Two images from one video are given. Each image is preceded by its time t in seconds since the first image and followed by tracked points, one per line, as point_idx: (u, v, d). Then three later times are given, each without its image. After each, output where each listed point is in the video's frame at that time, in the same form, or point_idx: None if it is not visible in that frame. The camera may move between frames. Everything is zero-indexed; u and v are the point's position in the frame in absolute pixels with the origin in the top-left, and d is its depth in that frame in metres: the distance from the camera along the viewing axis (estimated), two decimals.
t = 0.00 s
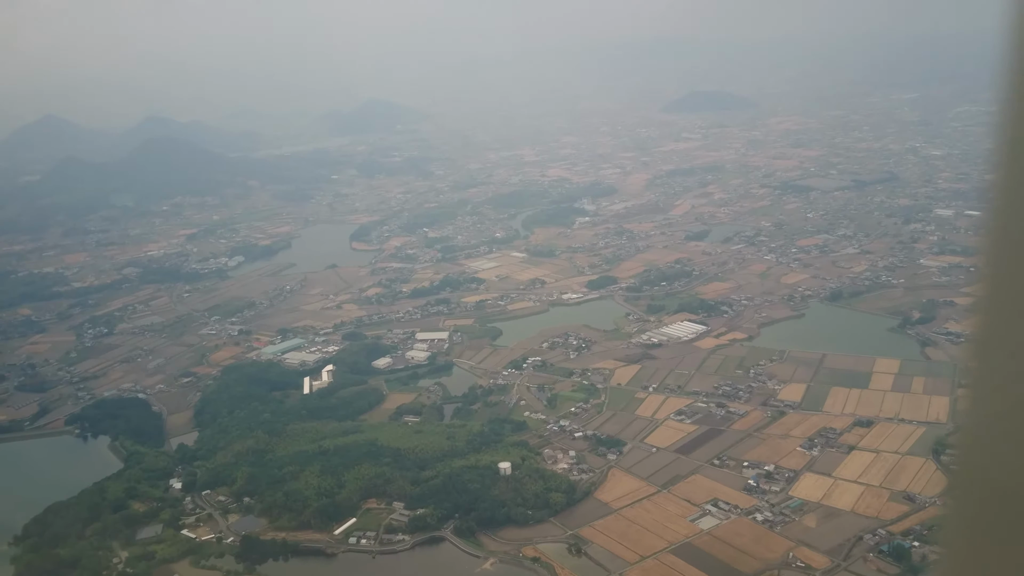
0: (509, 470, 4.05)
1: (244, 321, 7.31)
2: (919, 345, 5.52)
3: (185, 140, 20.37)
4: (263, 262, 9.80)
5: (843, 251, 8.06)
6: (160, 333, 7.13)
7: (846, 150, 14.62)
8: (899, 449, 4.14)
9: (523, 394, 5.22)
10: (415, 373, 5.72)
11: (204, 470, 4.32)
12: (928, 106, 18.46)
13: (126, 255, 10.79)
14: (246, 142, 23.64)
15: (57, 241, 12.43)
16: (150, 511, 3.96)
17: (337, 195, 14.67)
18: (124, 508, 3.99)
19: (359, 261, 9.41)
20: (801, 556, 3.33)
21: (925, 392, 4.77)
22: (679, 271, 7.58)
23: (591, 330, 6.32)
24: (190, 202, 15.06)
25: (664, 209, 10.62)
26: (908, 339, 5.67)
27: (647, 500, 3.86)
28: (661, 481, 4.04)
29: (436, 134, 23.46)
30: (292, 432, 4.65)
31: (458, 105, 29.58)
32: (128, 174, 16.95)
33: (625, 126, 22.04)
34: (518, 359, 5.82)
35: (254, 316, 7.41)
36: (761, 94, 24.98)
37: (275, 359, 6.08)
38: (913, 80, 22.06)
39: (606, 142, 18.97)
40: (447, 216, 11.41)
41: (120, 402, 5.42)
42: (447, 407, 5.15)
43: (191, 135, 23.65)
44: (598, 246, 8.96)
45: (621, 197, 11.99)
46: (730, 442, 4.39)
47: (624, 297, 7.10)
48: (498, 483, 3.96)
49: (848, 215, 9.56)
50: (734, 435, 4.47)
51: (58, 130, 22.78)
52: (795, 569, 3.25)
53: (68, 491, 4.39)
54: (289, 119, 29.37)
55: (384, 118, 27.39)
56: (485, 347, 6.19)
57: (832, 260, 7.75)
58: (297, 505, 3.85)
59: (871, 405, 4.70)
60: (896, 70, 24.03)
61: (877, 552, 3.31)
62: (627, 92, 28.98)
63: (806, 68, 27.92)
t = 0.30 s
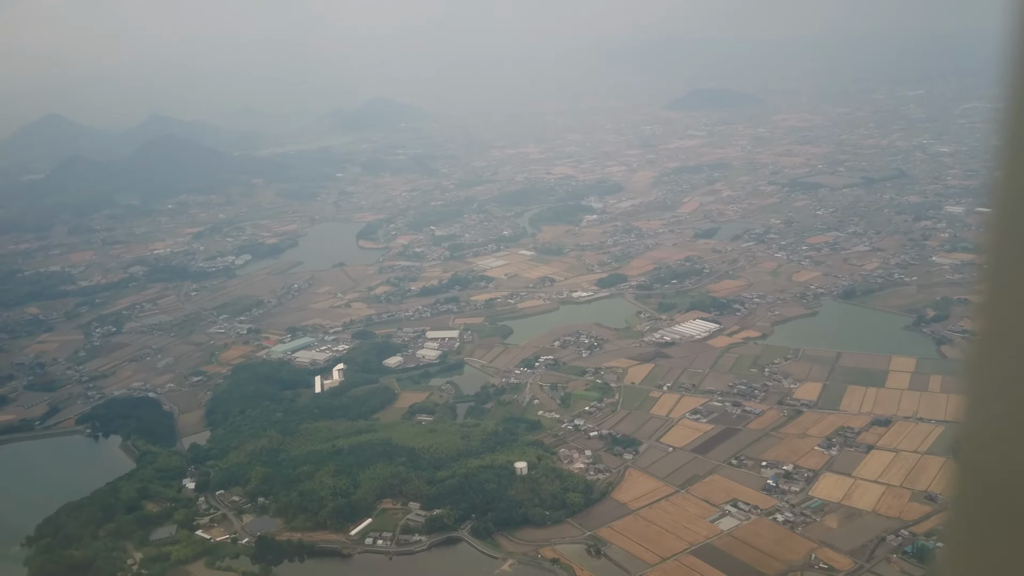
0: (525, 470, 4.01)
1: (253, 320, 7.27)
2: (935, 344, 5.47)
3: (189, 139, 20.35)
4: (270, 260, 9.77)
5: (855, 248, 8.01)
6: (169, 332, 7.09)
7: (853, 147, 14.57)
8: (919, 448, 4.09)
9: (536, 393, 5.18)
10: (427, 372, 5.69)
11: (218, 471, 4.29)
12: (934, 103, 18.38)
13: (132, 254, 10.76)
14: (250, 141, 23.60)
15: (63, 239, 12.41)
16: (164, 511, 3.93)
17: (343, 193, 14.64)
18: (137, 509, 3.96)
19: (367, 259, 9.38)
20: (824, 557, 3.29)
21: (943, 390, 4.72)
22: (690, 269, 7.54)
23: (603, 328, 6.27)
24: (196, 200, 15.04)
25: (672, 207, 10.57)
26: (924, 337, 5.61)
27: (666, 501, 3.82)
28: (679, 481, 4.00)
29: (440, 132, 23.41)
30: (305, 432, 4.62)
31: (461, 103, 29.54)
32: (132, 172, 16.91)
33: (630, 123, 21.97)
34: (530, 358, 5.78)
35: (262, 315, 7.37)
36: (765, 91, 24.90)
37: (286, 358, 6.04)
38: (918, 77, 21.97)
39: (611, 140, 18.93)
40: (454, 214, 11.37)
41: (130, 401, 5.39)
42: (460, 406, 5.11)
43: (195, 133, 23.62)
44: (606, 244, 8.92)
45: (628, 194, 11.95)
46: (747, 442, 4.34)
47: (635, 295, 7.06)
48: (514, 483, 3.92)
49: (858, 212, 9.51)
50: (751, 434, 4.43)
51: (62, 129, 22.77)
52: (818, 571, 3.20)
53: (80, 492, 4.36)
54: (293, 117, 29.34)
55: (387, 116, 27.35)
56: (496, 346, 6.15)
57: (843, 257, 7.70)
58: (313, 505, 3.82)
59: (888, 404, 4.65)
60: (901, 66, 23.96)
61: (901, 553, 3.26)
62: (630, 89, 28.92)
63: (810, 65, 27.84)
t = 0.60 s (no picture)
0: (539, 473, 3.97)
1: (259, 320, 7.24)
2: (947, 344, 5.43)
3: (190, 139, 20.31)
4: (274, 260, 9.74)
5: (862, 248, 7.98)
6: (174, 333, 7.05)
7: (856, 146, 14.54)
8: (936, 450, 4.05)
9: (546, 394, 5.14)
10: (435, 373, 5.65)
11: (228, 473, 4.25)
12: (936, 102, 18.37)
13: (135, 254, 10.72)
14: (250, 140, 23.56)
15: (65, 239, 12.38)
16: (174, 514, 3.88)
17: (345, 193, 14.61)
18: (147, 512, 3.92)
19: (371, 259, 9.35)
20: (844, 561, 3.25)
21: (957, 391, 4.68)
22: (697, 269, 7.51)
23: (612, 328, 6.24)
24: (198, 200, 15.00)
25: (677, 207, 10.55)
26: (935, 337, 5.58)
27: (682, 504, 3.78)
28: (694, 484, 3.96)
29: (441, 132, 23.36)
30: (315, 434, 4.59)
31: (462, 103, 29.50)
32: (134, 172, 16.87)
33: (631, 123, 21.93)
34: (540, 359, 5.74)
35: (268, 316, 7.34)
36: (766, 90, 24.88)
37: (293, 359, 6.01)
38: (919, 77, 21.96)
39: (613, 139, 18.91)
40: (458, 214, 11.34)
41: (138, 403, 5.35)
42: (471, 407, 5.07)
43: (196, 133, 23.59)
44: (612, 244, 8.89)
45: (632, 194, 11.92)
46: (761, 444, 4.31)
47: (642, 295, 7.02)
48: (528, 486, 3.88)
49: (864, 212, 9.48)
50: (765, 436, 4.39)
51: (62, 129, 22.73)
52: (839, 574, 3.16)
53: (89, 495, 4.31)
54: (293, 117, 29.30)
55: (388, 116, 27.33)
56: (505, 346, 6.11)
57: (851, 257, 7.67)
58: (326, 508, 3.78)
59: (902, 405, 4.61)
60: (902, 66, 23.95)
61: (922, 556, 3.22)
62: (631, 89, 28.92)
63: (811, 64, 27.83)
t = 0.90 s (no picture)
0: (555, 474, 3.93)
1: (266, 320, 7.20)
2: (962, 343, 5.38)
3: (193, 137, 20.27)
4: (280, 259, 9.70)
5: (872, 246, 7.93)
6: (181, 333, 7.02)
7: (862, 144, 14.48)
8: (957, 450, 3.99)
9: (558, 394, 5.10)
10: (446, 373, 5.61)
11: (240, 474, 4.22)
12: (941, 99, 18.30)
13: (139, 253, 10.68)
14: (253, 139, 23.51)
15: (69, 239, 12.34)
16: (187, 516, 3.85)
17: (349, 192, 14.56)
18: (159, 515, 3.88)
19: (377, 258, 9.31)
20: (867, 563, 3.20)
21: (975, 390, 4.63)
22: (707, 268, 7.46)
23: (622, 328, 6.20)
24: (201, 199, 14.96)
25: (683, 205, 10.50)
26: (950, 336, 5.53)
27: (700, 505, 3.75)
28: (712, 485, 3.93)
29: (443, 130, 23.30)
30: (327, 435, 4.55)
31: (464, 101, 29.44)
32: (136, 171, 16.81)
33: (634, 121, 21.87)
34: (551, 358, 5.70)
35: (275, 315, 7.30)
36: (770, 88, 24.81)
37: (302, 359, 5.97)
38: (923, 74, 21.88)
39: (617, 138, 18.84)
40: (464, 212, 11.30)
41: (147, 404, 5.31)
42: (483, 407, 5.03)
43: (198, 132, 23.55)
44: (620, 243, 8.84)
45: (638, 192, 11.87)
46: (778, 444, 4.27)
47: (652, 294, 6.98)
48: (545, 487, 3.84)
49: (873, 210, 9.43)
50: (782, 437, 4.35)
51: (64, 128, 22.70)
52: None
53: (99, 497, 4.28)
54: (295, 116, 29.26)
55: (390, 114, 27.28)
56: (515, 346, 6.07)
57: (862, 256, 7.62)
58: (340, 510, 3.74)
59: (919, 404, 4.56)
60: (905, 63, 23.88)
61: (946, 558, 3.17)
62: (633, 87, 28.85)
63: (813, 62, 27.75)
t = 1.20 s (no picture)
0: (571, 475, 3.89)
1: (274, 319, 7.16)
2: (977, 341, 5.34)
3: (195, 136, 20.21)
4: (285, 258, 9.66)
5: (882, 244, 7.88)
6: (188, 332, 6.98)
7: (868, 142, 14.42)
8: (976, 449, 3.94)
9: (571, 393, 5.06)
10: (456, 372, 5.57)
11: (253, 475, 4.19)
12: (946, 96, 18.20)
13: (144, 252, 10.64)
14: (255, 138, 23.47)
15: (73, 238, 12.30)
16: (200, 517, 3.81)
17: (352, 190, 14.52)
18: (172, 516, 3.84)
19: (384, 257, 9.27)
20: (890, 565, 3.15)
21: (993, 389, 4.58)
22: (717, 266, 7.42)
23: (633, 327, 6.15)
24: (205, 198, 14.91)
25: (690, 203, 10.45)
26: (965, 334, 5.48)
27: (719, 506, 3.71)
28: (730, 485, 3.89)
29: (446, 129, 23.24)
30: (339, 435, 4.52)
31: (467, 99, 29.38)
32: (139, 169, 16.78)
33: (638, 119, 21.81)
34: (562, 358, 5.66)
35: (283, 314, 7.27)
36: (773, 86, 24.73)
37: (312, 358, 5.94)
38: (927, 71, 21.78)
39: (621, 135, 18.79)
40: (469, 211, 11.25)
41: (156, 404, 5.28)
42: (495, 407, 4.99)
43: (200, 130, 23.49)
44: (628, 241, 8.80)
45: (644, 190, 11.81)
46: (795, 444, 4.23)
47: (662, 293, 6.94)
48: (561, 488, 3.80)
49: (881, 207, 9.38)
50: (799, 436, 4.31)
51: (66, 127, 22.66)
52: None
53: (111, 497, 4.24)
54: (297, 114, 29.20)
55: (392, 112, 27.22)
56: (525, 345, 6.03)
57: (872, 254, 7.57)
58: (355, 511, 3.70)
59: (936, 403, 4.52)
60: (909, 61, 23.79)
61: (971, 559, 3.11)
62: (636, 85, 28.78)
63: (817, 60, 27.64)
